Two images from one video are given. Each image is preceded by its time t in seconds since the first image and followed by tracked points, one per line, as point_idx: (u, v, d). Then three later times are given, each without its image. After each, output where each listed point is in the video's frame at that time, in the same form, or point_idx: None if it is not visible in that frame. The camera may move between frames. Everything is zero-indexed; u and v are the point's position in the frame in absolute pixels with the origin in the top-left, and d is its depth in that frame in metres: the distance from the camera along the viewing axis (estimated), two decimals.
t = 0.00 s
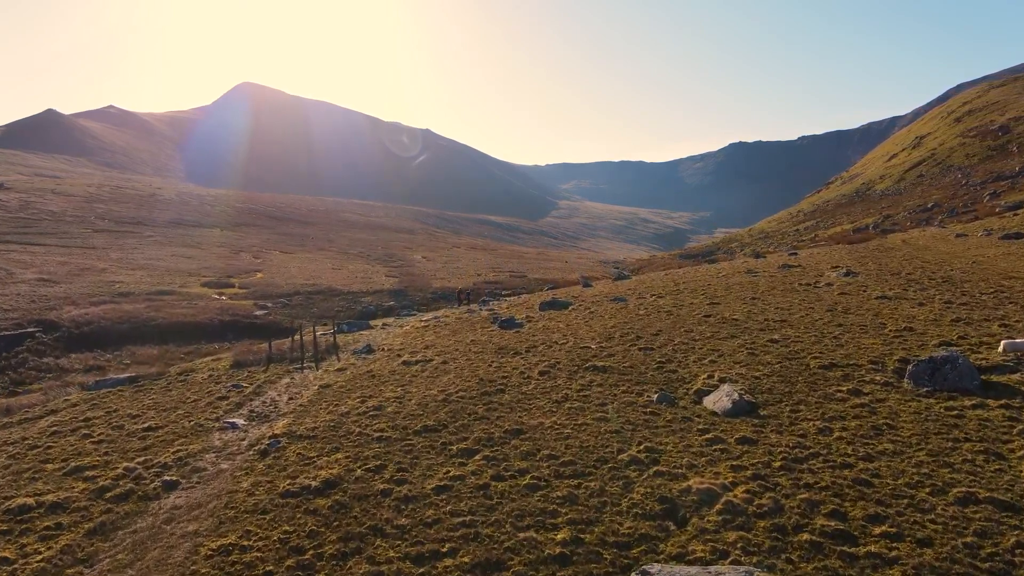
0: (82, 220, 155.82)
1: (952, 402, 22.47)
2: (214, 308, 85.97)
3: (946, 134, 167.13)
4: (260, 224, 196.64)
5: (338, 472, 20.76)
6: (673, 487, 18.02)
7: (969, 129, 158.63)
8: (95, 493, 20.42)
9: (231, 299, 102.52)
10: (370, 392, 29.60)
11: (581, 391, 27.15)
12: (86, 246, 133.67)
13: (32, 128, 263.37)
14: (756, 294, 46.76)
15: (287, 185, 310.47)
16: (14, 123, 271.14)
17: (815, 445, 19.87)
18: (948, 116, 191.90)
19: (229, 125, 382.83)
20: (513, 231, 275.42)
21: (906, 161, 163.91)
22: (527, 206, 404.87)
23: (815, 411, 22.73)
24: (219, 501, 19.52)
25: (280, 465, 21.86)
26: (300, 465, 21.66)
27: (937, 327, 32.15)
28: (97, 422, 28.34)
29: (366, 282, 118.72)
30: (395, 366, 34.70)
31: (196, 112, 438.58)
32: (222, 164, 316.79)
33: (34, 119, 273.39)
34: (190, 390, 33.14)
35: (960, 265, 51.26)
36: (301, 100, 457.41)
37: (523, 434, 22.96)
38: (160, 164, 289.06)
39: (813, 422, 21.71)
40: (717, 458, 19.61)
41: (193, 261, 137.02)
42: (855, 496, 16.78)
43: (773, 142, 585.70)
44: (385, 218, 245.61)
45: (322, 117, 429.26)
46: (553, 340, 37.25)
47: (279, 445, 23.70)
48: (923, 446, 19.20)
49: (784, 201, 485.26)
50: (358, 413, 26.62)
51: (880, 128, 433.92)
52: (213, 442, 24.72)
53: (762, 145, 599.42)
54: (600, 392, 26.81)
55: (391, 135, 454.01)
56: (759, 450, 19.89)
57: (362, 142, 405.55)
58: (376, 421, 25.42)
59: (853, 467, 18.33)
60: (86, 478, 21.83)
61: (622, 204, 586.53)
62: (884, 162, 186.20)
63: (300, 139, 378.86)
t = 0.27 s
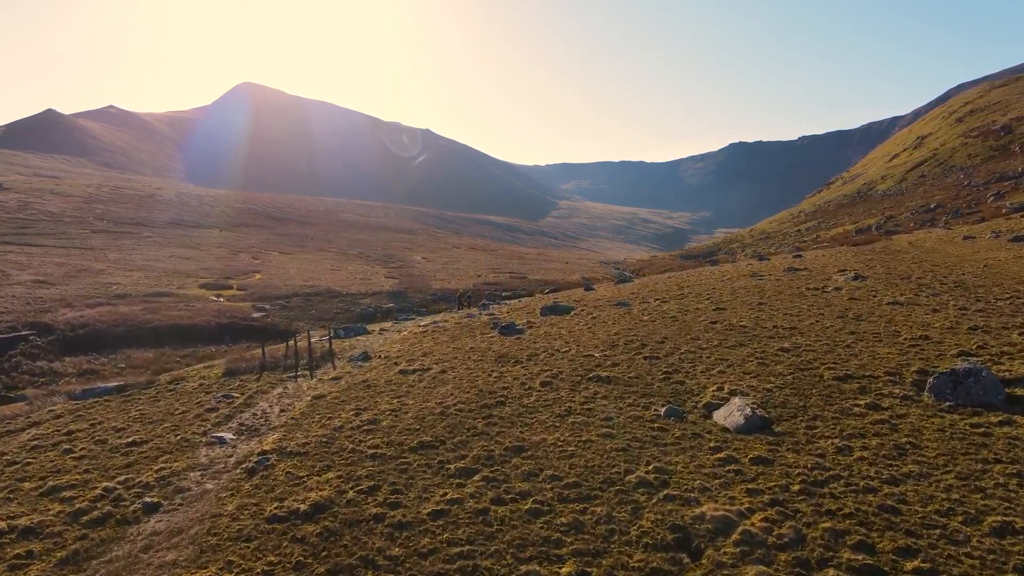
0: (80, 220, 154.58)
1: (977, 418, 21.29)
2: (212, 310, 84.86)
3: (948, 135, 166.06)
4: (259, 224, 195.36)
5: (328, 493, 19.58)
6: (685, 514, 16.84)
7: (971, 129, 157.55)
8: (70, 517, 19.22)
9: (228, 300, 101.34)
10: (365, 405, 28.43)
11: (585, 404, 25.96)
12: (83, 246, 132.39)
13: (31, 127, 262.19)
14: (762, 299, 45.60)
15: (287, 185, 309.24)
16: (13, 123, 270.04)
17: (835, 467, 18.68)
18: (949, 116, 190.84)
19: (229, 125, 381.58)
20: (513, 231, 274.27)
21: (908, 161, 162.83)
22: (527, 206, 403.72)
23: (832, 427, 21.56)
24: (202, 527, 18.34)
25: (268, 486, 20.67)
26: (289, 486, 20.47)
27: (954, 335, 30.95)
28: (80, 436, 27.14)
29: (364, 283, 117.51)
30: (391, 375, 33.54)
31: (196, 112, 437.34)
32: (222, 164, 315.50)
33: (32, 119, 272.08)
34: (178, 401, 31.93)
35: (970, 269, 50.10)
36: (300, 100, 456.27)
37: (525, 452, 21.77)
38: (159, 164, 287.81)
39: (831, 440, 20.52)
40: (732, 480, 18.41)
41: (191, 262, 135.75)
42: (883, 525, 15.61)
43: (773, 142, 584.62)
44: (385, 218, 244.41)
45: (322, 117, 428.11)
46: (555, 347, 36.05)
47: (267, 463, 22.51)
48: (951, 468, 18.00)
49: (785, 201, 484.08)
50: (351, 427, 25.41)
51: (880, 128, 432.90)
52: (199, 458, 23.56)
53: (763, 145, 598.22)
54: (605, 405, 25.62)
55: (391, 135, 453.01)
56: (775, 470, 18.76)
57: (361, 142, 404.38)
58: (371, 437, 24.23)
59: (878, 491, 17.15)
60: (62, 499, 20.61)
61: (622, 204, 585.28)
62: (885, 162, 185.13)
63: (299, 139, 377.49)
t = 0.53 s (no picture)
0: (77, 220, 153.42)
1: (1004, 436, 20.12)
2: (209, 312, 83.72)
3: (949, 135, 164.89)
4: (257, 225, 194.11)
5: (317, 518, 18.38)
6: (699, 545, 15.67)
7: (973, 129, 156.25)
8: (43, 544, 18.02)
9: (226, 302, 100.15)
10: (359, 418, 27.22)
11: (588, 418, 24.76)
12: (80, 247, 131.20)
13: (30, 127, 261.01)
14: (769, 304, 44.44)
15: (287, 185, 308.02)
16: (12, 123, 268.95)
17: (858, 491, 17.50)
18: (950, 116, 189.67)
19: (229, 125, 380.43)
20: (513, 232, 273.11)
21: (909, 161, 161.56)
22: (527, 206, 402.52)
23: (852, 446, 20.36)
24: (183, 555, 17.16)
25: (255, 509, 19.47)
26: (277, 509, 19.31)
27: (972, 344, 29.72)
28: (62, 450, 25.97)
29: (363, 284, 116.32)
30: (387, 385, 32.34)
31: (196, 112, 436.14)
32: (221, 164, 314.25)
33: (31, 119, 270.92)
34: (166, 412, 30.74)
35: (980, 273, 48.95)
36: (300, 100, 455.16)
37: (527, 472, 20.59)
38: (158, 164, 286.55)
39: (852, 460, 19.35)
40: (748, 506, 17.23)
41: (188, 263, 134.56)
42: (915, 560, 14.41)
43: (773, 142, 583.38)
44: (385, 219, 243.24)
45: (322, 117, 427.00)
46: (557, 355, 34.83)
47: (255, 483, 21.30)
48: (982, 494, 16.84)
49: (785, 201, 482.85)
50: (345, 443, 24.21)
51: (881, 128, 431.71)
52: (183, 477, 22.37)
53: (763, 145, 597.01)
54: (610, 419, 24.43)
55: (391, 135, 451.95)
56: (793, 495, 17.56)
57: (361, 142, 403.22)
58: (365, 454, 23.04)
59: (907, 520, 15.96)
60: (37, 523, 19.43)
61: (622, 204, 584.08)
62: (887, 162, 183.95)
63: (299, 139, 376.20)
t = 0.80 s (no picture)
0: (75, 221, 152.21)
1: None
2: (206, 314, 82.57)
3: (951, 134, 163.84)
4: (256, 225, 192.92)
5: (304, 546, 17.20)
6: None
7: (975, 129, 155.01)
8: (12, 574, 16.86)
9: (224, 304, 99.02)
10: (353, 432, 26.04)
11: (593, 434, 23.58)
12: (78, 248, 130.03)
13: (29, 127, 259.93)
14: (776, 309, 43.29)
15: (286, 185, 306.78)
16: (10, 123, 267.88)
17: (884, 519, 16.32)
18: (951, 117, 188.66)
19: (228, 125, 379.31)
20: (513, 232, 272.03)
21: (911, 161, 160.44)
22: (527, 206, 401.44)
23: (873, 466, 19.19)
24: None
25: (239, 535, 18.28)
26: (263, 535, 18.14)
27: (992, 354, 28.53)
28: (41, 467, 24.78)
29: (362, 286, 115.23)
30: (383, 395, 31.17)
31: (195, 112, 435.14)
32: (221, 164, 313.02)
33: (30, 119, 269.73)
34: (153, 424, 29.52)
35: (991, 277, 47.75)
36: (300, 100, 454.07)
37: (529, 494, 19.42)
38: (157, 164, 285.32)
39: (874, 483, 18.18)
40: (767, 536, 16.05)
41: (186, 264, 133.41)
42: None
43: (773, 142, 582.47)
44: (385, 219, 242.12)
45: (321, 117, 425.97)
46: (559, 364, 33.63)
47: (240, 505, 20.11)
48: (1020, 523, 15.65)
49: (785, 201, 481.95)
50: (337, 460, 23.02)
51: (881, 128, 430.73)
52: (165, 497, 21.17)
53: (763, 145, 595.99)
54: (616, 436, 23.24)
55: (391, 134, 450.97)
56: (815, 523, 16.40)
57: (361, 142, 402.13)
58: (357, 473, 21.83)
59: (939, 553, 14.78)
60: (7, 550, 18.24)
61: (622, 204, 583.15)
62: (888, 162, 182.88)
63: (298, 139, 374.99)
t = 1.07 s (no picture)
0: (73, 221, 151.13)
1: None
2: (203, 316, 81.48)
3: (953, 134, 162.73)
4: (255, 225, 191.85)
5: None
6: None
7: (977, 129, 153.66)
8: None
9: (221, 306, 97.85)
10: (346, 447, 24.85)
11: (598, 451, 22.42)
12: (75, 248, 128.93)
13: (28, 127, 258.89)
14: (784, 314, 42.17)
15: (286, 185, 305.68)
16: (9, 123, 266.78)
17: (915, 551, 15.14)
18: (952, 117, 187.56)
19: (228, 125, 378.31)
20: (513, 232, 270.96)
21: (912, 161, 159.35)
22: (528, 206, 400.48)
23: (899, 490, 17.99)
24: None
25: (221, 565, 17.10)
26: (247, 565, 16.96)
27: (1013, 364, 27.34)
28: (19, 484, 23.60)
29: (361, 287, 114.16)
30: (379, 406, 29.98)
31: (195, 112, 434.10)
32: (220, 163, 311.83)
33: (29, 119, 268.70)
34: (138, 437, 28.31)
35: (1003, 281, 46.49)
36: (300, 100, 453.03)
37: (531, 519, 18.22)
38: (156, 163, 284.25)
39: (900, 509, 17.00)
40: (789, 569, 14.88)
41: (185, 264, 132.31)
42: None
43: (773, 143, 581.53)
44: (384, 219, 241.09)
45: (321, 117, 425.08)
46: (561, 373, 32.44)
47: (224, 530, 18.91)
48: None
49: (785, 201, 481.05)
50: (328, 480, 21.83)
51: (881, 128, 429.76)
52: (145, 520, 19.97)
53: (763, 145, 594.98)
54: (623, 453, 22.05)
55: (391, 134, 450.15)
56: (840, 554, 15.24)
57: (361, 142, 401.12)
58: (349, 494, 20.64)
59: None
60: None
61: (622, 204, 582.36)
62: (889, 163, 181.77)
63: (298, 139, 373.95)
